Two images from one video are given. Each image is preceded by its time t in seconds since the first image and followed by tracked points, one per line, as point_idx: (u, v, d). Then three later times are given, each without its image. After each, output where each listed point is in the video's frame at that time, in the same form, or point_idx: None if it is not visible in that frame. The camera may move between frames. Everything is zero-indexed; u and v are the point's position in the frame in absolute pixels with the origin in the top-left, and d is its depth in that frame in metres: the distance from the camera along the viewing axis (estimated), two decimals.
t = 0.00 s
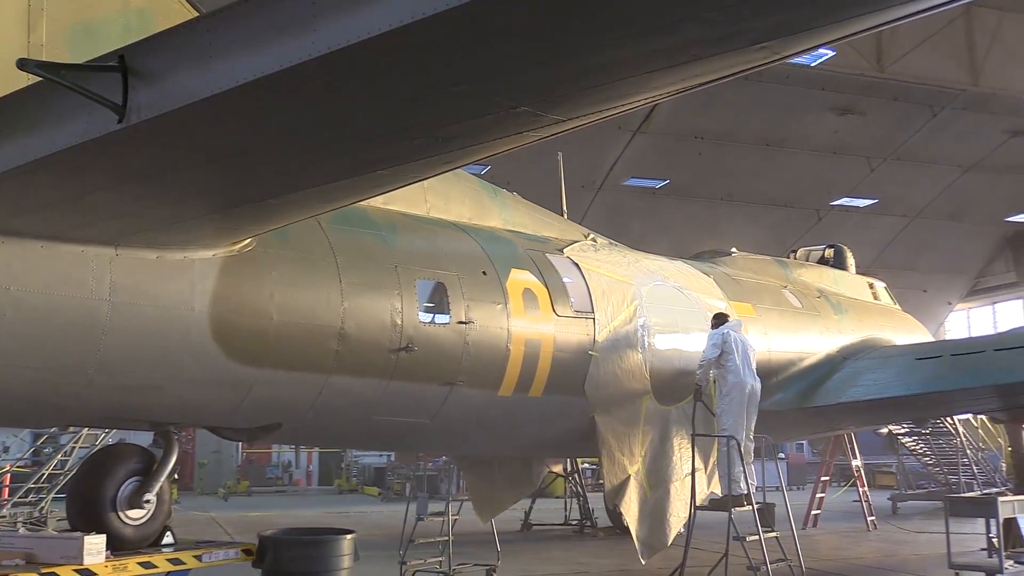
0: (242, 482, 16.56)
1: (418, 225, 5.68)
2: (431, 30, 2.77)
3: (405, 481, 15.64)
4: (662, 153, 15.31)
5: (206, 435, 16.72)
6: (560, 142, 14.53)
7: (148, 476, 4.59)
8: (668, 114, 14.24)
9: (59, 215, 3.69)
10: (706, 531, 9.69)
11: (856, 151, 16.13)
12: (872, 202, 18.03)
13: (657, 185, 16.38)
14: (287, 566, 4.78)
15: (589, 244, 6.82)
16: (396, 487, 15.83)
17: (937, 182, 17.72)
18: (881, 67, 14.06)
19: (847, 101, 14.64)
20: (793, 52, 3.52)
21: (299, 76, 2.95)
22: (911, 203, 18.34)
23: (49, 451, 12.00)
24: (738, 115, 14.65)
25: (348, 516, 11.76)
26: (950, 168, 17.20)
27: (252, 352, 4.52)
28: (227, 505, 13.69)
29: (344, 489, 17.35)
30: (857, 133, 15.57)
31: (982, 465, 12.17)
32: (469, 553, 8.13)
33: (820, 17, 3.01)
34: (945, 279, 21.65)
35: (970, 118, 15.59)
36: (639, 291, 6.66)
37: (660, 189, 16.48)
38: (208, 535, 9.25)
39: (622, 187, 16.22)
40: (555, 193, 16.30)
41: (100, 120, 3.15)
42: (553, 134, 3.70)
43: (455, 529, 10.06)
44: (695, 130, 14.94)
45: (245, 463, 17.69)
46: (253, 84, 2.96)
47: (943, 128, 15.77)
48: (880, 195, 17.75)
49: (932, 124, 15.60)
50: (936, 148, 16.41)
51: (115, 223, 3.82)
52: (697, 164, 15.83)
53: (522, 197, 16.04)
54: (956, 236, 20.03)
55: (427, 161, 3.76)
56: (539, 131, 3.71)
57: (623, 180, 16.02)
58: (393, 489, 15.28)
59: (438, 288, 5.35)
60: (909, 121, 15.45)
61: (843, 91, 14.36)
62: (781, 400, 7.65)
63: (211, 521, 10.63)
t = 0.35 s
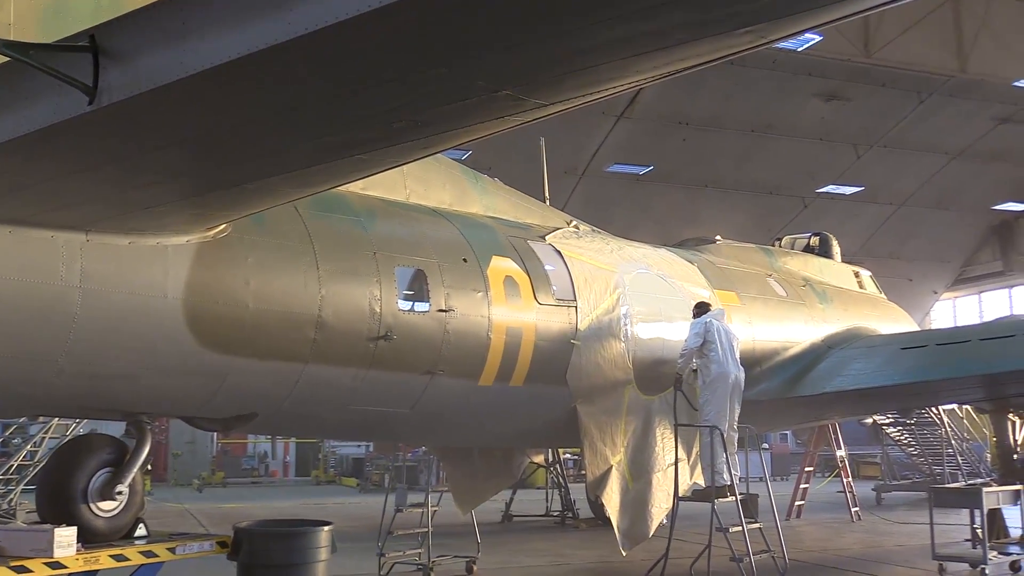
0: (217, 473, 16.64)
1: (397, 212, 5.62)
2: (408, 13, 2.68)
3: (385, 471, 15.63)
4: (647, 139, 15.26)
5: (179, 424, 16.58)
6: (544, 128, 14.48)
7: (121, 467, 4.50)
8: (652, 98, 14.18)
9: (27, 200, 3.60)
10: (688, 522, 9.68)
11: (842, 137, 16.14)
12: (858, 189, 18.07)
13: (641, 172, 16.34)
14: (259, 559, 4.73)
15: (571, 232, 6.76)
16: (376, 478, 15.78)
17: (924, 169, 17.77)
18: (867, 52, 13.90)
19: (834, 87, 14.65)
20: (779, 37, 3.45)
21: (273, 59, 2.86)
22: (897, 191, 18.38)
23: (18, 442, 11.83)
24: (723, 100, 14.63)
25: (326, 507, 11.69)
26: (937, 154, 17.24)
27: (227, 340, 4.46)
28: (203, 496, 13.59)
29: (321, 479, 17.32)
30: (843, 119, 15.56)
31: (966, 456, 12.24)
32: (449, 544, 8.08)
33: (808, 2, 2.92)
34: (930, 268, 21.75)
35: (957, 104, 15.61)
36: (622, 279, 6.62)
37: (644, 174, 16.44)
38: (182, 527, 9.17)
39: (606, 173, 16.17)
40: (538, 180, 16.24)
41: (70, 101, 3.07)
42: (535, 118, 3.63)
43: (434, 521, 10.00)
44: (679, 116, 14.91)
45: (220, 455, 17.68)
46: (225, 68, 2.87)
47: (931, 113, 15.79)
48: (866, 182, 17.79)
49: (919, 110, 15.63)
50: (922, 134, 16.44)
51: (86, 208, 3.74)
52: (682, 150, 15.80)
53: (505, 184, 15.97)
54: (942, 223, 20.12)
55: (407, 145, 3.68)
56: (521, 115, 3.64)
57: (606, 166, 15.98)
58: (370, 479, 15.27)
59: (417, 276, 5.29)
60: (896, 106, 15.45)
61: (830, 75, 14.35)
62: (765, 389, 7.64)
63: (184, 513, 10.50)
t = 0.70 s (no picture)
0: (195, 465, 16.60)
1: (379, 199, 5.55)
2: None
3: (366, 463, 15.57)
4: (634, 127, 15.21)
5: (157, 417, 16.84)
6: (533, 117, 14.43)
7: (96, 459, 4.42)
8: (639, 85, 14.11)
9: None
10: (674, 515, 9.66)
11: (832, 125, 16.12)
12: (848, 178, 18.08)
13: (628, 160, 16.28)
14: (237, 554, 4.65)
15: (557, 220, 6.69)
16: (356, 470, 15.75)
17: (915, 159, 17.79)
18: (858, 38, 13.91)
19: (824, 74, 14.63)
20: (768, 22, 3.36)
21: (249, 42, 2.77)
22: (887, 180, 18.40)
23: None
24: (713, 88, 14.58)
25: (307, 501, 11.65)
26: (927, 143, 17.26)
27: (204, 330, 4.39)
28: (180, 490, 13.49)
29: (302, 472, 17.27)
30: (833, 106, 15.54)
31: (955, 447, 12.27)
32: (433, 538, 8.03)
33: None
34: (919, 258, 21.82)
35: (948, 92, 15.61)
36: (609, 269, 6.56)
37: (631, 162, 16.38)
38: (160, 521, 9.09)
39: (592, 160, 16.10)
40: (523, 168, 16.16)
41: (44, 84, 2.98)
42: (519, 104, 3.56)
43: (417, 514, 9.95)
44: (667, 103, 14.85)
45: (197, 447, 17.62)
46: (201, 50, 2.78)
47: (922, 101, 15.79)
48: (855, 172, 17.80)
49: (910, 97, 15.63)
50: (912, 123, 16.45)
51: (60, 193, 3.66)
52: (671, 138, 15.75)
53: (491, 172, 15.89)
54: (931, 213, 20.18)
55: (388, 131, 3.61)
56: (505, 101, 3.56)
57: (593, 154, 15.92)
58: (351, 472, 15.26)
59: (400, 265, 5.23)
60: (886, 94, 15.44)
61: (819, 62, 14.32)
62: (753, 380, 7.60)
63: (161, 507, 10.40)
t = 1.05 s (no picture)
0: (173, 459, 16.56)
1: (362, 188, 5.48)
2: None
3: (349, 457, 15.52)
4: (622, 115, 15.15)
5: (134, 409, 16.47)
6: (522, 107, 14.35)
7: (72, 453, 4.35)
8: (627, 72, 14.02)
9: None
10: (661, 510, 9.63)
11: (823, 114, 16.10)
12: (838, 168, 18.09)
13: (615, 149, 16.23)
14: (217, 547, 4.58)
15: (542, 209, 6.64)
16: (338, 464, 15.74)
17: (907, 148, 17.79)
18: (849, 26, 13.87)
19: (815, 62, 14.59)
20: (757, 9, 3.29)
21: (227, 27, 2.69)
22: (878, 170, 18.41)
23: None
24: (702, 76, 14.52)
25: (287, 494, 11.61)
26: (917, 132, 17.27)
27: (182, 321, 4.33)
28: (158, 484, 13.39)
29: (282, 466, 17.25)
30: (823, 95, 15.52)
31: (944, 440, 12.30)
32: (416, 533, 7.96)
33: None
34: (909, 249, 21.88)
35: (938, 80, 15.59)
36: (595, 259, 6.51)
37: (618, 151, 16.32)
38: (137, 516, 9.01)
39: (579, 149, 16.04)
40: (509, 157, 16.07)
41: (17, 69, 2.90)
42: (504, 92, 3.49)
43: (400, 509, 9.87)
44: (655, 91, 14.78)
45: (176, 440, 17.55)
46: (177, 36, 2.70)
47: (913, 89, 15.79)
48: (845, 161, 17.81)
49: (901, 86, 15.61)
50: (903, 112, 16.45)
51: (34, 181, 3.58)
52: (660, 125, 15.68)
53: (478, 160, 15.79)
54: (921, 204, 20.22)
55: (370, 119, 3.55)
56: (490, 88, 3.50)
57: (580, 142, 15.86)
58: (334, 465, 15.25)
59: (383, 255, 5.16)
60: (877, 82, 15.40)
61: (810, 50, 14.27)
62: (740, 372, 7.57)
63: (138, 502, 10.30)
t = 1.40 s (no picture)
0: (150, 454, 16.59)
1: (344, 178, 5.41)
2: None
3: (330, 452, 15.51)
4: (608, 104, 15.11)
5: (110, 403, 16.37)
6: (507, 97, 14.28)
7: (46, 448, 4.27)
8: (614, 61, 13.96)
9: None
10: (647, 505, 9.61)
11: (811, 104, 16.09)
12: (826, 159, 18.10)
13: (602, 139, 16.19)
14: (193, 544, 4.53)
15: (528, 201, 6.58)
16: (318, 459, 15.77)
17: (897, 138, 17.78)
18: (839, 15, 13.81)
19: (804, 51, 14.56)
20: None
21: (202, 12, 2.61)
22: (867, 161, 18.42)
23: None
24: (689, 65, 14.47)
25: (267, 490, 11.59)
26: (907, 123, 17.29)
27: (159, 314, 4.26)
28: (135, 479, 13.31)
29: (262, 461, 17.32)
30: (813, 85, 15.50)
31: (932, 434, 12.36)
32: (397, 529, 7.91)
33: None
34: (898, 241, 21.93)
35: (928, 70, 15.59)
36: (580, 251, 6.46)
37: (604, 141, 16.27)
38: (113, 512, 8.93)
39: (564, 139, 15.99)
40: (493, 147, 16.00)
41: None
42: (488, 81, 3.43)
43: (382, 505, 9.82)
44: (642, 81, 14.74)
45: (153, 435, 17.50)
46: (151, 22, 2.62)
47: (903, 80, 15.78)
48: (834, 152, 17.81)
49: (890, 76, 15.60)
50: (892, 102, 16.44)
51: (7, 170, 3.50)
52: (648, 114, 15.64)
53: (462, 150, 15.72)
54: (910, 196, 20.26)
55: (352, 107, 3.48)
56: (474, 77, 3.43)
57: (565, 132, 15.81)
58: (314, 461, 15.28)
59: (364, 246, 5.10)
60: (867, 71, 15.38)
61: (799, 39, 14.23)
62: (727, 366, 7.54)
63: (113, 498, 10.22)
